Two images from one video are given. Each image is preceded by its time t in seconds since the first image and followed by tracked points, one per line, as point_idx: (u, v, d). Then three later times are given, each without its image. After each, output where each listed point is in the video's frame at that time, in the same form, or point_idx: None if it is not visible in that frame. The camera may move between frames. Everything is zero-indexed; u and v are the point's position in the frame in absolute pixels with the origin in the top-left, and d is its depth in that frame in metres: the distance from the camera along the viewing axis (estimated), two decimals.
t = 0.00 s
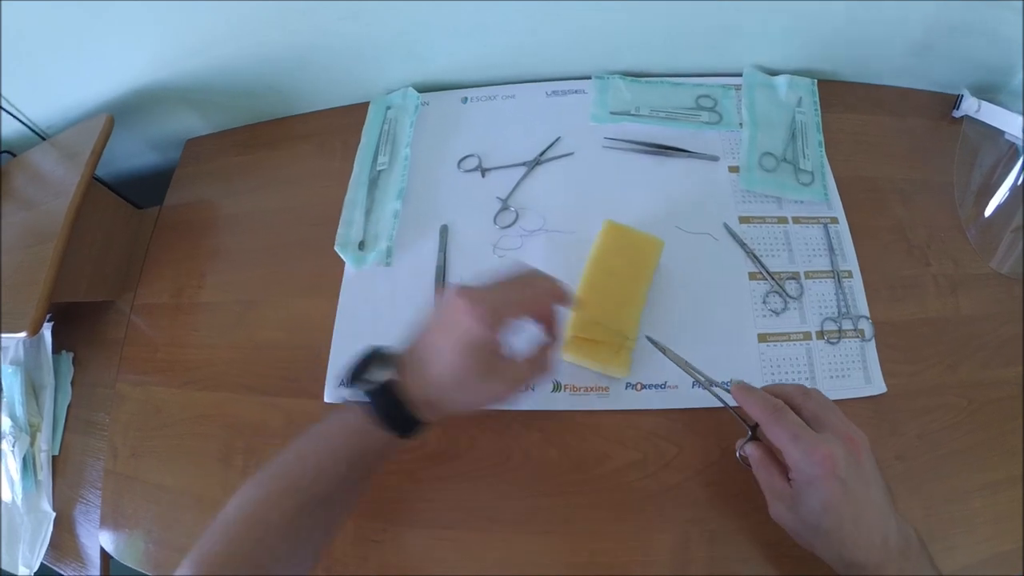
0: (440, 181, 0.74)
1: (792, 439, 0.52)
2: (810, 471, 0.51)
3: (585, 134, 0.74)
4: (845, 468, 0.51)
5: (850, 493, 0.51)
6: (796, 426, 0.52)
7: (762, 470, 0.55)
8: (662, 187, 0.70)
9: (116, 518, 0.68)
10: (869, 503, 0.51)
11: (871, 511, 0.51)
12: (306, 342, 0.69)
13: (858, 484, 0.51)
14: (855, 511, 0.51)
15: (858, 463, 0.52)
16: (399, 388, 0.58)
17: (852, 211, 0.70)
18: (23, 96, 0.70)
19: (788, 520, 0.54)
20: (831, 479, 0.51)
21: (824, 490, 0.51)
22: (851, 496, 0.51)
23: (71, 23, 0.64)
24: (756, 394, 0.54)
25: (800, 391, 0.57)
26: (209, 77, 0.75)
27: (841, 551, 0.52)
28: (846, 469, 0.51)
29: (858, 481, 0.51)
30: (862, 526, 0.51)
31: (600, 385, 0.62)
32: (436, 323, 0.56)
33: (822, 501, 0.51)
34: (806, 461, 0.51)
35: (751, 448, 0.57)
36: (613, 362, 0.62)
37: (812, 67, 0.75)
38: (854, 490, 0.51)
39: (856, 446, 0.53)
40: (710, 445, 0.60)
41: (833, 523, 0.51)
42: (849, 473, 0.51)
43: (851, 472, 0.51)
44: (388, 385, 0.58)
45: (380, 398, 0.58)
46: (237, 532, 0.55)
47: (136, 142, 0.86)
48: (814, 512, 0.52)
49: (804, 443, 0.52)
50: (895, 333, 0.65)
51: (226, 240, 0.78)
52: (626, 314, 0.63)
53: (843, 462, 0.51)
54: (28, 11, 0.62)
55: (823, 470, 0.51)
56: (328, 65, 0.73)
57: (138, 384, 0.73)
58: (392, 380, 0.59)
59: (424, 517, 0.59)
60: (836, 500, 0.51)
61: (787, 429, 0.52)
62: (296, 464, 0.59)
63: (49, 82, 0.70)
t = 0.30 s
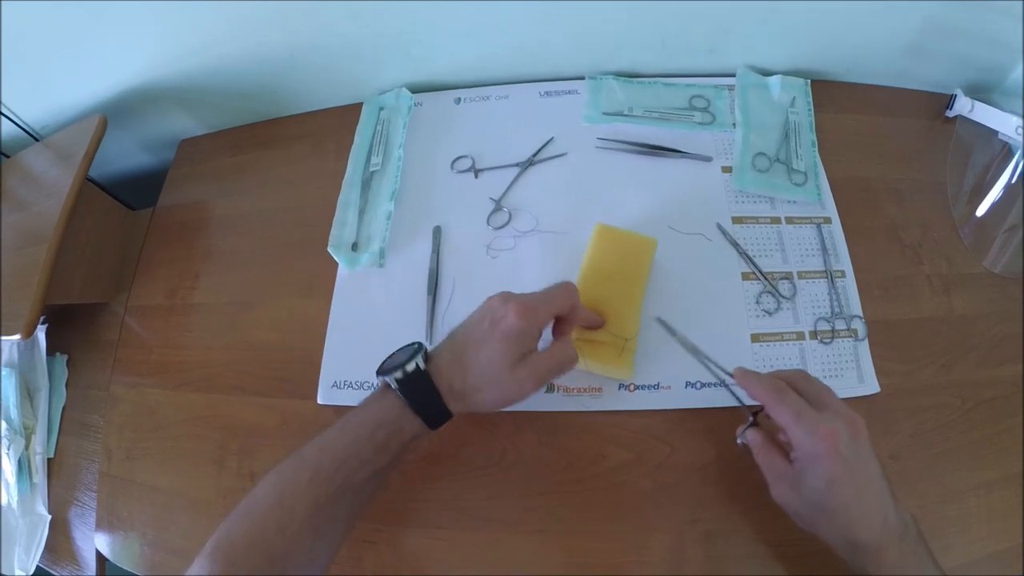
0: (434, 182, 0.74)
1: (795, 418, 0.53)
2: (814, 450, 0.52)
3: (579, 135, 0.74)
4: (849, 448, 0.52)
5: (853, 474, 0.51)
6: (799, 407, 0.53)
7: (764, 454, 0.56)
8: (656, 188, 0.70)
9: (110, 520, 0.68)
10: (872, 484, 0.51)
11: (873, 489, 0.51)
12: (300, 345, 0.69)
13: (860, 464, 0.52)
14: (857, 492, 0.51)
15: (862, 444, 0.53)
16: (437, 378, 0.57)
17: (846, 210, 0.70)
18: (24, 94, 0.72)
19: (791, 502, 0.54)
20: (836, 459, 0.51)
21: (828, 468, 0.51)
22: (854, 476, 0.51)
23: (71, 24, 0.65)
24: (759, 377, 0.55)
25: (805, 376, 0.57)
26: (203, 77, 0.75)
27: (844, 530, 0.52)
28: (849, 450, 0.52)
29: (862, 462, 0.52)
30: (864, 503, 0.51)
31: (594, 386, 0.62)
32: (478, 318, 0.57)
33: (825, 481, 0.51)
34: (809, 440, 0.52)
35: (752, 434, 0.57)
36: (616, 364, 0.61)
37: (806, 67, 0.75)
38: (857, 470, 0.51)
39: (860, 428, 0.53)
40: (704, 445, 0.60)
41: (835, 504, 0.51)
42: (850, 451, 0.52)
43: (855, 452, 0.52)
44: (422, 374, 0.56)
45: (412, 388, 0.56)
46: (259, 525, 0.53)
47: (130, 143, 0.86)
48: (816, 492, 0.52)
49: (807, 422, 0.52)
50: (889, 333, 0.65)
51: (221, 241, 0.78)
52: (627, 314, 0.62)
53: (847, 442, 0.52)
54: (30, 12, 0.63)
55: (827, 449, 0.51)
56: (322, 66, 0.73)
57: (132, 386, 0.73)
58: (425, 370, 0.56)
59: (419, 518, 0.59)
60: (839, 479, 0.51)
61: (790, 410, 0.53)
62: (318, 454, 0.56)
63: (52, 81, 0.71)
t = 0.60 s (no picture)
0: (435, 188, 0.74)
1: (800, 433, 0.53)
2: (819, 461, 0.52)
3: (580, 141, 0.74)
4: (853, 458, 0.52)
5: (858, 482, 0.51)
6: (804, 422, 0.54)
7: (771, 469, 0.56)
8: (656, 194, 0.70)
9: (114, 525, 0.68)
10: (876, 493, 0.51)
11: (877, 498, 0.51)
12: (303, 352, 0.69)
13: (865, 473, 0.52)
14: (862, 500, 0.51)
15: (865, 455, 0.53)
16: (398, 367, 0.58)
17: (847, 215, 0.70)
18: (25, 98, 0.72)
19: (798, 515, 0.54)
20: (840, 468, 0.51)
21: (832, 477, 0.51)
22: (859, 485, 0.51)
23: (70, 31, 0.65)
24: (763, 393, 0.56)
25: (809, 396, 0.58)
26: (206, 85, 0.75)
27: (849, 538, 0.51)
28: (853, 460, 0.52)
29: (866, 472, 0.52)
30: (869, 511, 0.51)
31: (595, 393, 0.62)
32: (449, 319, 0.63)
33: (830, 489, 0.51)
34: (814, 451, 0.52)
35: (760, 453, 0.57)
36: (617, 373, 0.61)
37: (807, 72, 0.75)
38: (862, 480, 0.51)
39: (863, 441, 0.54)
40: (706, 452, 0.60)
41: (840, 511, 0.51)
42: (854, 460, 0.52)
43: (858, 462, 0.52)
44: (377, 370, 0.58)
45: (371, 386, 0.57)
46: (270, 515, 0.54)
47: (134, 151, 0.86)
48: (822, 502, 0.52)
49: (811, 436, 0.53)
50: (892, 338, 0.64)
51: (224, 248, 0.78)
52: (626, 321, 0.63)
53: (851, 452, 0.52)
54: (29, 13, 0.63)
55: (831, 459, 0.52)
56: (324, 74, 0.74)
57: (136, 392, 0.74)
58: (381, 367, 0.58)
59: (421, 526, 0.59)
60: (845, 488, 0.51)
61: (795, 425, 0.54)
62: (315, 453, 0.57)
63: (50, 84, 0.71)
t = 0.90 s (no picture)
0: (435, 186, 0.74)
1: (812, 426, 0.53)
2: (832, 454, 0.52)
3: (580, 138, 0.74)
4: (865, 452, 0.52)
5: (870, 476, 0.51)
6: (815, 414, 0.54)
7: (782, 467, 0.55)
8: (657, 191, 0.70)
9: (115, 524, 0.68)
10: (889, 487, 0.51)
11: (889, 491, 0.51)
12: (303, 351, 0.69)
13: (877, 467, 0.52)
14: (875, 494, 0.51)
15: (877, 449, 0.53)
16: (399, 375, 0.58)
17: (849, 212, 0.70)
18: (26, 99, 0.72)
19: (811, 511, 0.53)
20: (853, 462, 0.52)
21: (846, 472, 0.51)
22: (871, 479, 0.51)
23: (68, 31, 0.65)
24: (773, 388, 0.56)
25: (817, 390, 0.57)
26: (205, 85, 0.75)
27: (863, 534, 0.51)
28: (866, 453, 0.52)
29: (879, 465, 0.52)
30: (882, 505, 0.51)
31: (595, 391, 0.62)
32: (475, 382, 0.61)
33: (844, 484, 0.51)
34: (827, 444, 0.52)
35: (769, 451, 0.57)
36: (618, 372, 0.61)
37: (809, 68, 0.74)
38: (875, 473, 0.52)
39: (874, 434, 0.54)
40: (707, 450, 0.60)
41: (854, 507, 0.51)
42: (867, 454, 0.52)
43: (871, 456, 0.52)
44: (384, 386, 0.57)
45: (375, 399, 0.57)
46: (270, 510, 0.54)
47: (133, 150, 0.86)
48: (835, 497, 0.52)
49: (824, 428, 0.53)
50: (894, 335, 0.64)
51: (223, 246, 0.78)
52: (627, 319, 0.62)
53: (863, 446, 0.52)
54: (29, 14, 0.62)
55: (844, 452, 0.52)
56: (323, 72, 0.73)
57: (136, 392, 0.74)
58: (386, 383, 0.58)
59: (421, 525, 0.59)
60: (858, 482, 0.51)
61: (806, 418, 0.54)
62: (307, 455, 0.56)
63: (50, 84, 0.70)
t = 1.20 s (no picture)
0: (438, 186, 0.74)
1: (816, 430, 0.53)
2: (837, 459, 0.52)
3: (584, 139, 0.74)
4: (868, 455, 0.52)
5: (875, 479, 0.51)
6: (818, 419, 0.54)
7: (783, 473, 0.55)
8: (660, 193, 0.70)
9: (114, 521, 0.68)
10: (892, 490, 0.52)
11: (892, 493, 0.52)
12: (304, 349, 0.69)
13: (880, 470, 0.52)
14: (879, 498, 0.51)
15: (879, 451, 0.53)
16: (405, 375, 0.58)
17: (852, 216, 0.70)
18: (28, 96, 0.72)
19: (816, 516, 0.53)
20: (858, 465, 0.52)
21: (851, 476, 0.51)
22: (875, 482, 0.51)
23: (71, 28, 0.65)
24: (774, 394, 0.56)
25: (817, 395, 0.57)
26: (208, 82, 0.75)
27: (867, 538, 0.51)
28: (869, 456, 0.52)
29: (881, 468, 0.52)
30: (886, 507, 0.51)
31: (598, 393, 0.62)
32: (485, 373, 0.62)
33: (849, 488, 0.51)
34: (832, 448, 0.52)
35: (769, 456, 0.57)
36: (611, 358, 0.61)
37: (812, 72, 0.75)
38: (878, 476, 0.52)
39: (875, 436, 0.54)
40: (708, 453, 0.60)
41: (859, 511, 0.51)
42: (870, 456, 0.52)
43: (874, 459, 0.52)
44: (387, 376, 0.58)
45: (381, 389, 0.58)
46: (273, 506, 0.54)
47: (135, 146, 0.86)
48: (840, 502, 0.52)
49: (828, 433, 0.53)
50: (895, 339, 0.64)
51: (225, 244, 0.78)
52: (617, 304, 0.62)
53: (867, 449, 0.52)
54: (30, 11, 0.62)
55: (848, 456, 0.52)
56: (327, 71, 0.73)
57: (137, 389, 0.73)
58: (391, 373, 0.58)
59: (422, 524, 0.59)
60: (862, 486, 0.51)
61: (809, 423, 0.54)
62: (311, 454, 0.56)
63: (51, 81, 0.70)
